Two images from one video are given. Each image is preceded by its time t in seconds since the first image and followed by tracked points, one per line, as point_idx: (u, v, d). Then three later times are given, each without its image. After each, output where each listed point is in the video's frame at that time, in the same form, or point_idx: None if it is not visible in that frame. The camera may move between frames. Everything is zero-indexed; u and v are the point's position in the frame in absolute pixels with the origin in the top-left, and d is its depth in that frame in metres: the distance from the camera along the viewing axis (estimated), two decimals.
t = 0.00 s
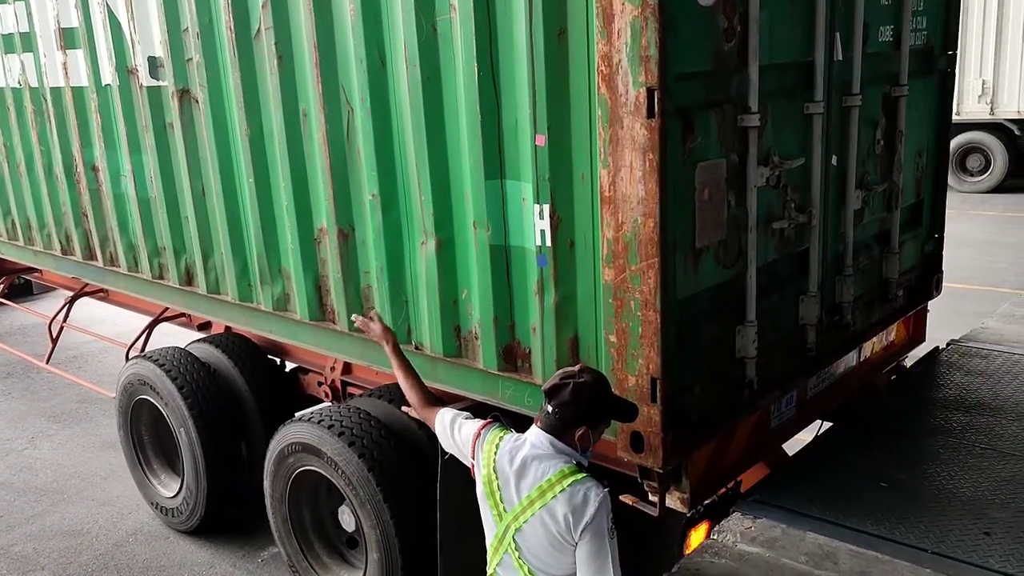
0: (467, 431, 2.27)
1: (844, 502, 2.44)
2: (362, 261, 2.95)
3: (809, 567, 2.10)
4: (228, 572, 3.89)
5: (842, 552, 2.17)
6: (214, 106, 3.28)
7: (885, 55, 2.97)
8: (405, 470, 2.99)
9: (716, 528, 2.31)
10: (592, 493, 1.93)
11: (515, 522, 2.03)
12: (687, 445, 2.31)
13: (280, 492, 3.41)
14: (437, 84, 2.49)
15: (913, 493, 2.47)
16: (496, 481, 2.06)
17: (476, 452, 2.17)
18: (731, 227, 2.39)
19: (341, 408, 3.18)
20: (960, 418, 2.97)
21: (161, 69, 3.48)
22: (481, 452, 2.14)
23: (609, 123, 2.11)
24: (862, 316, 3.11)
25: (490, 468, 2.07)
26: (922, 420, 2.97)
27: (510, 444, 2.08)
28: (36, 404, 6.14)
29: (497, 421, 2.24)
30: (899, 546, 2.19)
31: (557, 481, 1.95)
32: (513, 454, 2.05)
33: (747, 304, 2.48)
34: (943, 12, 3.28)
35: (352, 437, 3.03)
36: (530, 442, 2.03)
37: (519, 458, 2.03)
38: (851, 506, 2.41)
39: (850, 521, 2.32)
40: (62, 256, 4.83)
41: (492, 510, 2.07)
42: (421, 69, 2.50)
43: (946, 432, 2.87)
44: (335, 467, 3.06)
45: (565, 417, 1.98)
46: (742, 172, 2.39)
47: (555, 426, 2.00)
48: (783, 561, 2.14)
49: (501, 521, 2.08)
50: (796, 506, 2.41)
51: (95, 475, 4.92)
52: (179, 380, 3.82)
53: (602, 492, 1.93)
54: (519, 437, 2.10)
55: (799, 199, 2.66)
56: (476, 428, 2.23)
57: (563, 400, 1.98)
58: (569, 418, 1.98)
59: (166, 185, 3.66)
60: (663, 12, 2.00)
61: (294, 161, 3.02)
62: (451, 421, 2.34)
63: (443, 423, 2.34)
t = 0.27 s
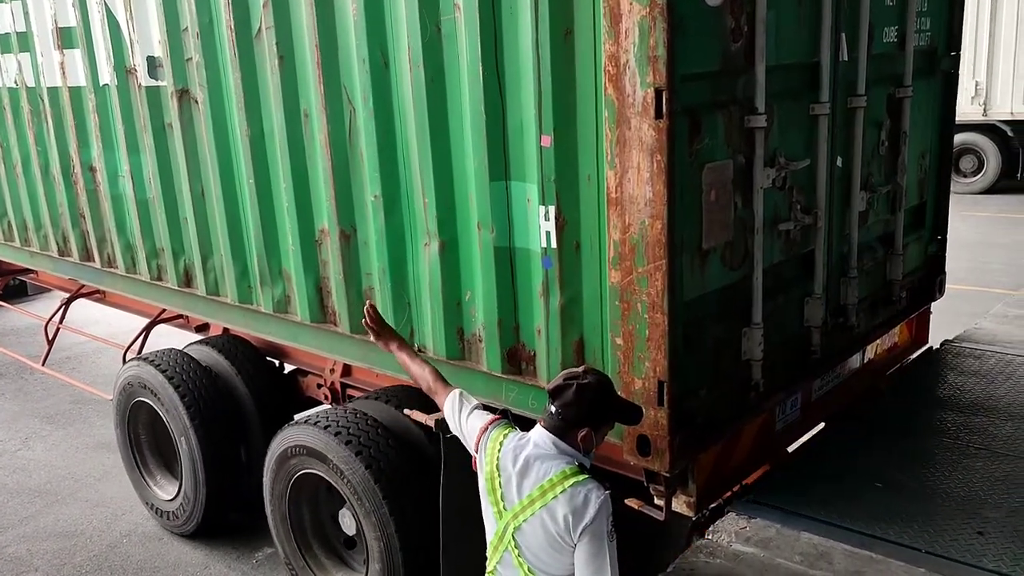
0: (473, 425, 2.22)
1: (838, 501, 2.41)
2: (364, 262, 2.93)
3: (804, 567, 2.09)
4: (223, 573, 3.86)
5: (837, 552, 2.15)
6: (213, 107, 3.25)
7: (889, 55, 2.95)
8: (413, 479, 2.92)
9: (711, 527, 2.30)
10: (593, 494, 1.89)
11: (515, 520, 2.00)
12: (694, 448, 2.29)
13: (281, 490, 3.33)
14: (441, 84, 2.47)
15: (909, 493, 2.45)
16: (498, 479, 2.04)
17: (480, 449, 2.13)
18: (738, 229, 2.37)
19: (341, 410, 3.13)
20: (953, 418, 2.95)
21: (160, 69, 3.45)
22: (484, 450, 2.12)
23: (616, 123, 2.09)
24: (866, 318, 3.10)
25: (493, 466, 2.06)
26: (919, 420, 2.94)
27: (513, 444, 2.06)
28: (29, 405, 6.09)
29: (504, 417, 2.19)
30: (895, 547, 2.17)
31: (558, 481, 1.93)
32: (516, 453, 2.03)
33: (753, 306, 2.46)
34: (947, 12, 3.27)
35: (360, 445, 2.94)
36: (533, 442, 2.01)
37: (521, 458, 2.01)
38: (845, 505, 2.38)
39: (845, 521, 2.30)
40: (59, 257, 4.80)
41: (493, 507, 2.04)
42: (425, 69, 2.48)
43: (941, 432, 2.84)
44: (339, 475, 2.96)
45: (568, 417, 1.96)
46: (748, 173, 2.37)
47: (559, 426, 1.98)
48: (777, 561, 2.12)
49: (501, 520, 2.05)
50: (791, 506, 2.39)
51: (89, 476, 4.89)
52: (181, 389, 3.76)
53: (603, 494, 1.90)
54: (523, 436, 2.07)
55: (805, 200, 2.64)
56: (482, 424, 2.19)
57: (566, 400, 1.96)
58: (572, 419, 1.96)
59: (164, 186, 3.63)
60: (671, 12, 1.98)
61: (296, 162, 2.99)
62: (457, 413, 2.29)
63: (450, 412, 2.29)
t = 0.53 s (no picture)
0: (478, 422, 2.22)
1: (834, 503, 2.40)
2: (363, 264, 2.90)
3: (797, 567, 2.08)
4: (215, 575, 3.84)
5: (829, 552, 2.14)
6: (211, 108, 3.23)
7: (890, 57, 2.94)
8: (414, 489, 2.89)
9: (704, 528, 2.28)
10: (593, 498, 1.86)
11: (514, 519, 1.99)
12: (697, 451, 2.28)
13: (278, 491, 3.30)
14: (441, 85, 2.46)
15: (905, 493, 2.44)
16: (500, 476, 2.03)
17: (484, 446, 2.13)
18: (740, 231, 2.36)
19: (341, 413, 3.10)
20: (944, 418, 2.95)
21: (157, 69, 3.43)
22: (488, 447, 2.11)
23: (620, 125, 2.08)
24: (867, 320, 3.09)
25: (495, 464, 2.05)
26: (916, 420, 2.93)
27: (518, 442, 2.05)
28: (22, 406, 6.05)
29: (510, 413, 2.19)
30: (886, 546, 2.16)
31: (559, 482, 1.90)
32: (519, 452, 2.01)
33: (755, 309, 2.44)
34: (947, 14, 3.27)
35: (363, 454, 2.90)
36: (537, 441, 2.00)
37: (524, 456, 2.00)
38: (841, 506, 2.37)
39: (840, 522, 2.28)
40: (53, 259, 4.76)
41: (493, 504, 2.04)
42: (425, 70, 2.46)
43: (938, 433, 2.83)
44: (341, 482, 2.94)
45: (573, 419, 1.95)
46: (751, 175, 2.36)
47: (562, 427, 1.97)
48: (770, 561, 2.11)
49: (501, 517, 2.04)
50: (786, 508, 2.37)
51: (82, 478, 4.85)
52: (180, 397, 3.72)
53: (603, 498, 1.87)
54: (528, 435, 2.06)
55: (806, 203, 2.63)
56: (489, 420, 2.19)
57: (571, 402, 1.95)
58: (577, 421, 1.95)
59: (161, 187, 3.61)
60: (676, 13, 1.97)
61: (294, 163, 2.97)
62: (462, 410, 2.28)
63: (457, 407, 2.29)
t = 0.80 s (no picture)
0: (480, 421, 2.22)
1: (824, 503, 2.41)
2: (353, 265, 2.91)
3: (788, 567, 2.08)
4: None
5: (820, 552, 2.15)
6: (200, 108, 3.22)
7: (878, 59, 2.96)
8: (404, 489, 2.89)
9: (696, 528, 2.29)
10: (590, 503, 1.87)
11: (511, 519, 1.99)
12: (685, 451, 2.29)
13: (269, 492, 3.29)
14: (431, 86, 2.46)
15: (895, 493, 2.46)
16: (500, 475, 2.03)
17: (485, 444, 2.13)
18: (728, 232, 2.37)
19: (331, 413, 3.10)
20: (933, 419, 2.96)
21: (147, 70, 3.42)
22: (489, 445, 2.11)
23: (608, 127, 2.08)
24: (855, 320, 3.11)
25: (495, 462, 2.05)
26: (906, 421, 2.95)
27: (518, 442, 2.05)
28: (11, 408, 6.03)
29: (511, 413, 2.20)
30: (876, 546, 2.17)
31: (557, 485, 1.91)
32: (520, 452, 2.02)
33: (743, 309, 2.46)
34: (934, 16, 3.29)
35: (351, 453, 2.90)
36: (538, 442, 2.00)
37: (524, 457, 2.01)
38: (831, 507, 2.38)
39: (831, 522, 2.30)
40: (43, 260, 4.75)
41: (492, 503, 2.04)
42: (414, 71, 2.46)
43: (927, 433, 2.85)
44: (330, 482, 2.93)
45: (574, 423, 1.96)
46: (740, 176, 2.37)
47: (563, 430, 1.97)
48: (761, 562, 2.12)
49: (499, 517, 2.04)
50: (777, 508, 2.38)
51: (72, 480, 4.84)
52: (169, 397, 3.70)
53: (600, 503, 1.88)
54: (529, 436, 2.07)
55: (795, 204, 2.65)
56: (491, 419, 2.19)
57: (574, 405, 1.96)
58: (579, 425, 1.96)
59: (150, 188, 3.60)
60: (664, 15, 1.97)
61: (285, 164, 2.97)
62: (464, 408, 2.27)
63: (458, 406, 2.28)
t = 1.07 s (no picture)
0: (483, 422, 2.23)
1: (816, 504, 2.41)
2: (344, 265, 2.91)
3: (781, 568, 2.09)
4: None
5: (813, 552, 2.15)
6: (190, 109, 3.22)
7: (866, 60, 2.98)
8: (392, 483, 2.90)
9: (690, 529, 2.28)
10: (588, 507, 1.89)
11: (511, 519, 2.00)
12: (674, 450, 2.30)
13: (259, 495, 3.29)
14: (420, 87, 2.47)
15: (886, 492, 2.48)
16: (502, 474, 2.03)
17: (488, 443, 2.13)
18: (716, 232, 2.38)
19: (321, 413, 3.10)
20: (925, 419, 2.98)
21: (137, 70, 3.42)
22: (492, 444, 2.11)
23: (596, 127, 2.09)
24: (844, 319, 3.13)
25: (498, 461, 2.05)
26: (897, 421, 2.97)
27: (521, 442, 2.06)
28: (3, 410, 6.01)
29: (516, 413, 2.21)
30: (869, 546, 2.18)
31: (557, 488, 1.93)
32: (522, 452, 2.03)
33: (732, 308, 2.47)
34: (922, 17, 3.31)
35: (339, 450, 2.90)
36: (542, 444, 2.02)
37: (527, 457, 2.02)
38: (823, 507, 2.39)
39: (824, 522, 2.31)
40: (33, 261, 4.74)
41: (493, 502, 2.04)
42: (403, 72, 2.47)
43: (918, 433, 2.87)
44: (319, 479, 2.93)
45: (577, 428, 1.96)
46: (727, 176, 2.38)
47: (566, 434, 1.98)
48: (755, 562, 2.13)
49: (498, 516, 2.05)
50: (770, 508, 2.39)
51: (65, 482, 4.82)
52: (159, 396, 3.70)
53: (598, 508, 1.90)
54: (533, 437, 2.08)
55: (783, 204, 2.66)
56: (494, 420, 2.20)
57: (577, 410, 1.97)
58: (582, 430, 1.96)
59: (141, 188, 3.60)
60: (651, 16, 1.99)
61: (275, 165, 2.98)
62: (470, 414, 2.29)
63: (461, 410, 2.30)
